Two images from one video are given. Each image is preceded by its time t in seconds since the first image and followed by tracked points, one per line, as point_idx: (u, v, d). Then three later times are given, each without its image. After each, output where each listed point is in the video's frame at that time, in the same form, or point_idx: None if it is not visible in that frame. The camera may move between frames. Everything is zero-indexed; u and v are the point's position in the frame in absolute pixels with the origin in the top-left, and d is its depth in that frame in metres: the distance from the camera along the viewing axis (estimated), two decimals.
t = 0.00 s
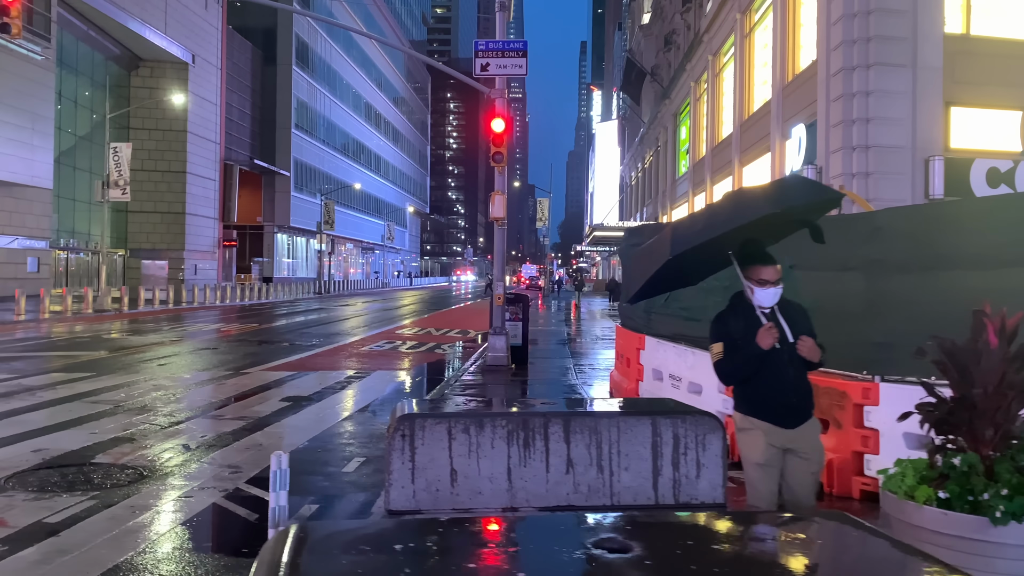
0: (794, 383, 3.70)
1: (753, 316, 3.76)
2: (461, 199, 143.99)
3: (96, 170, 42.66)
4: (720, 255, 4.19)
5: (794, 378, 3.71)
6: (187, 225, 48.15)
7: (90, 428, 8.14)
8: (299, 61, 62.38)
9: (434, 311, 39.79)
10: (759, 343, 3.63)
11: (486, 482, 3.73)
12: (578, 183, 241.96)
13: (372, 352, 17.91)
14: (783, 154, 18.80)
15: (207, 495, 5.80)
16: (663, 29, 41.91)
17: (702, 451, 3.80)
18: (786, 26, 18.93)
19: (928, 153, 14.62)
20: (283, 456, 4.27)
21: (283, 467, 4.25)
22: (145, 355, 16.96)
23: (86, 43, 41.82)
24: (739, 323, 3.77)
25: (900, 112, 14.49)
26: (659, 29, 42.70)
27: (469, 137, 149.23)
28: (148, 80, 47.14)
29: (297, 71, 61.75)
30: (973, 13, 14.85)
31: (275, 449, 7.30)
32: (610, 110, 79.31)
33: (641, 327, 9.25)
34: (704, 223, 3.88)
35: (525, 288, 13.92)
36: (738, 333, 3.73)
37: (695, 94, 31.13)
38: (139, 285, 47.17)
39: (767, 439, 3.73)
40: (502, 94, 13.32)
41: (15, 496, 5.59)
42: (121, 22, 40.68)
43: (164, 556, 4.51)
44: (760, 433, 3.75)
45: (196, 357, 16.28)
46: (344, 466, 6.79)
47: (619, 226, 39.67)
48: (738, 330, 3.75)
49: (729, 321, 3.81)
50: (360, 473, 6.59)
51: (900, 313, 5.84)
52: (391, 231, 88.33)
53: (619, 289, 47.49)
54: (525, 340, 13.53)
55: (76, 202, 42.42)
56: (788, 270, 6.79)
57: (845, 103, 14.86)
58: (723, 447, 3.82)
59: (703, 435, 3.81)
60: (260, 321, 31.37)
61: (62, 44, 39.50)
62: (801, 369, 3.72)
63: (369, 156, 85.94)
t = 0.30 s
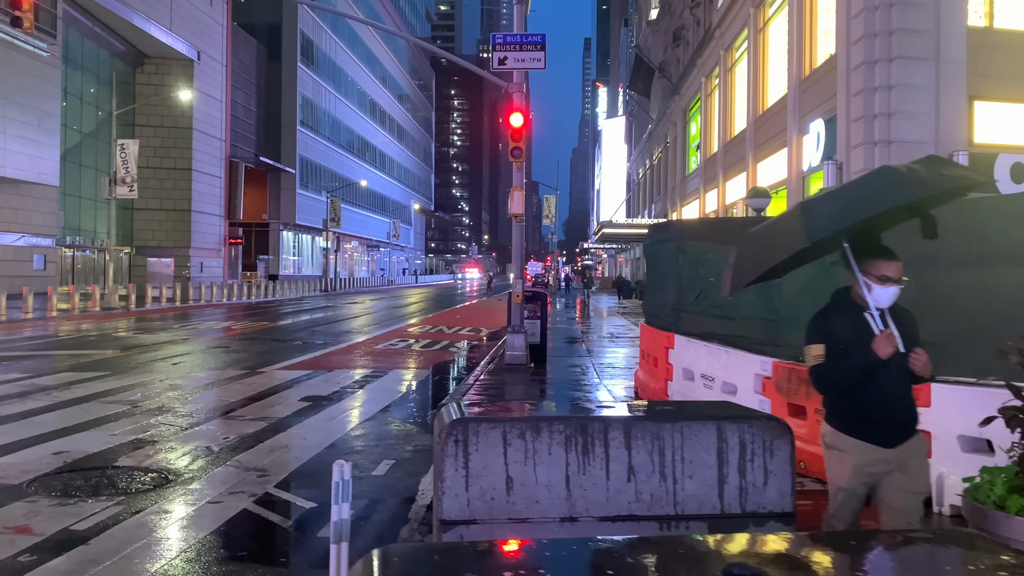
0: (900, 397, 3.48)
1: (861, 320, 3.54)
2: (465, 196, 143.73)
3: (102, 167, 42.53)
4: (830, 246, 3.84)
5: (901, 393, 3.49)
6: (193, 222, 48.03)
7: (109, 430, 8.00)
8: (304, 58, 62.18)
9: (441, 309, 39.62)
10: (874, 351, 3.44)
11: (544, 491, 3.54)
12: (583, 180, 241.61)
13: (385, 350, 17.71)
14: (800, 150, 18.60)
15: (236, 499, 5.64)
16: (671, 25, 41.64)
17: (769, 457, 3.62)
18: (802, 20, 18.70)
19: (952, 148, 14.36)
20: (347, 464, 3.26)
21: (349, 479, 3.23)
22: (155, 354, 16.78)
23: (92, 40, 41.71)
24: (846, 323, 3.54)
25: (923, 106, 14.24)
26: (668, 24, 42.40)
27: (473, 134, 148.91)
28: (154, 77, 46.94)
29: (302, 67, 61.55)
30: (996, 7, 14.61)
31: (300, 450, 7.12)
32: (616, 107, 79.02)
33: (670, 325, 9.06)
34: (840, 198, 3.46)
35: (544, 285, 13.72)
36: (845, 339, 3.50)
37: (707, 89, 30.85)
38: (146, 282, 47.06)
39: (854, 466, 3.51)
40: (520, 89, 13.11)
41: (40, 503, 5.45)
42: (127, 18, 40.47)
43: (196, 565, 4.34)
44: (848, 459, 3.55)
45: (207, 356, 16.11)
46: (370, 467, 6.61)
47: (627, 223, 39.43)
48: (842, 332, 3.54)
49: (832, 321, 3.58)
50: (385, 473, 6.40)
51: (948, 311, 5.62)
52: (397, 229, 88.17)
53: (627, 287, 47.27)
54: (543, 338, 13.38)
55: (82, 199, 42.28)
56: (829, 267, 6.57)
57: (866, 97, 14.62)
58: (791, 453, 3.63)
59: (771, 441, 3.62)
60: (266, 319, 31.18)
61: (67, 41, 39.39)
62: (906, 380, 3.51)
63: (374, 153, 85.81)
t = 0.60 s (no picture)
0: None
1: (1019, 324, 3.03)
2: (469, 194, 143.80)
3: (107, 165, 42.37)
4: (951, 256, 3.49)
5: None
6: (197, 220, 47.86)
7: (120, 433, 7.80)
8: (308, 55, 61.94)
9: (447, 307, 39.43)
10: None
11: (591, 506, 3.31)
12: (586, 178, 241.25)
13: (394, 349, 17.48)
14: (815, 145, 18.37)
15: (254, 506, 5.43)
16: (678, 21, 41.38)
17: (830, 467, 3.40)
18: (815, 14, 18.45)
19: (974, 143, 14.08)
20: (394, 477, 3.28)
21: (397, 492, 3.24)
22: (163, 353, 16.63)
23: (96, 37, 41.55)
24: (1001, 329, 3.05)
25: (943, 101, 13.99)
26: (675, 20, 42.15)
27: (477, 131, 148.61)
28: (158, 74, 46.76)
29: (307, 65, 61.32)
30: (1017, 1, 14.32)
31: (316, 453, 6.93)
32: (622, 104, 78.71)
33: (693, 324, 8.85)
34: None
35: (557, 283, 13.56)
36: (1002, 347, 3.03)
37: (716, 85, 30.56)
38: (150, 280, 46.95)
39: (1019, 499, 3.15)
40: (534, 83, 12.90)
41: (53, 510, 5.27)
42: (131, 15, 40.27)
43: None
44: (1011, 486, 3.15)
45: (215, 355, 15.90)
46: (389, 470, 6.38)
47: (635, 221, 39.13)
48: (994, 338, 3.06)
49: (986, 328, 3.08)
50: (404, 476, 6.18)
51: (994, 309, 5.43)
52: (401, 226, 87.92)
53: (633, 285, 47.01)
54: (558, 337, 13.22)
55: (87, 197, 42.13)
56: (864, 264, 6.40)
57: (885, 92, 14.36)
58: (852, 462, 3.42)
59: (833, 450, 3.41)
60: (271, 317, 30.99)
61: (72, 38, 39.29)
62: None
63: (379, 151, 85.67)
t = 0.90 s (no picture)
0: None
1: None
2: (472, 191, 143.61)
3: (109, 163, 42.14)
4: None
5: None
6: (201, 217, 47.63)
7: (125, 435, 7.59)
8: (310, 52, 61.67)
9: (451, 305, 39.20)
10: None
11: (635, 522, 3.07)
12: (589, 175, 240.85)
13: (400, 348, 17.22)
14: (827, 142, 18.12)
15: (266, 515, 5.18)
16: (684, 17, 41.08)
17: (890, 479, 3.16)
18: (827, 8, 18.15)
19: (994, 138, 13.75)
20: (431, 498, 3.16)
21: (434, 515, 3.12)
22: (167, 352, 16.39)
23: (99, 34, 41.34)
24: None
25: (962, 96, 13.68)
26: (681, 17, 41.85)
27: (481, 129, 148.10)
28: (161, 72, 46.53)
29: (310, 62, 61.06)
30: None
31: (328, 457, 6.69)
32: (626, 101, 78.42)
33: (712, 323, 8.60)
34: None
35: (569, 281, 13.34)
36: None
37: (724, 82, 30.24)
38: (153, 278, 46.74)
39: None
40: (545, 77, 12.63)
41: (55, 518, 5.04)
42: (133, 12, 40.03)
43: None
44: None
45: (221, 354, 15.67)
46: (405, 475, 6.14)
47: (641, 218, 38.83)
48: None
49: None
50: (421, 482, 5.92)
51: None
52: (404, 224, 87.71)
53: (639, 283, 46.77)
54: (569, 336, 13.01)
55: (89, 194, 41.92)
56: (897, 261, 6.15)
57: (901, 87, 14.07)
58: (915, 473, 3.18)
59: (893, 461, 3.17)
60: (275, 315, 30.81)
61: (74, 35, 39.09)
62: None
63: (382, 149, 85.45)
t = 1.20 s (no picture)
0: None
1: None
2: (473, 189, 143.55)
3: (111, 161, 41.93)
4: None
5: None
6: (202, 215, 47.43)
7: (128, 441, 7.37)
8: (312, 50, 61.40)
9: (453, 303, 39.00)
10: None
11: (679, 547, 2.84)
12: (591, 173, 240.51)
13: (404, 347, 17.00)
14: (838, 139, 17.92)
15: (274, 528, 4.95)
16: (689, 14, 40.79)
17: (953, 499, 2.93)
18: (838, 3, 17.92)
19: (1012, 134, 13.46)
20: (471, 535, 3.02)
21: (475, 555, 2.98)
22: (169, 352, 16.19)
23: (101, 32, 41.14)
24: None
25: (980, 91, 13.41)
26: (685, 13, 41.55)
27: (482, 127, 147.82)
28: (162, 70, 46.30)
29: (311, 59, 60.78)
30: None
31: (338, 465, 6.46)
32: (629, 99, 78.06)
33: (730, 325, 8.37)
34: None
35: (578, 281, 13.11)
36: None
37: (730, 79, 29.94)
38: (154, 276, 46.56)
39: None
40: (554, 73, 12.37)
41: (55, 533, 4.81)
42: (134, 10, 39.79)
43: None
44: None
45: (224, 354, 15.47)
46: (417, 485, 5.90)
47: (645, 216, 38.54)
48: None
49: None
50: (435, 492, 5.69)
51: None
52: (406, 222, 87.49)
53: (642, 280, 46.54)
54: (579, 336, 12.80)
55: (90, 193, 41.73)
56: (930, 262, 5.90)
57: (917, 83, 13.85)
58: (979, 494, 2.94)
59: (956, 480, 2.93)
60: (277, 314, 30.62)
61: (76, 34, 38.89)
62: None
63: (383, 147, 85.24)
